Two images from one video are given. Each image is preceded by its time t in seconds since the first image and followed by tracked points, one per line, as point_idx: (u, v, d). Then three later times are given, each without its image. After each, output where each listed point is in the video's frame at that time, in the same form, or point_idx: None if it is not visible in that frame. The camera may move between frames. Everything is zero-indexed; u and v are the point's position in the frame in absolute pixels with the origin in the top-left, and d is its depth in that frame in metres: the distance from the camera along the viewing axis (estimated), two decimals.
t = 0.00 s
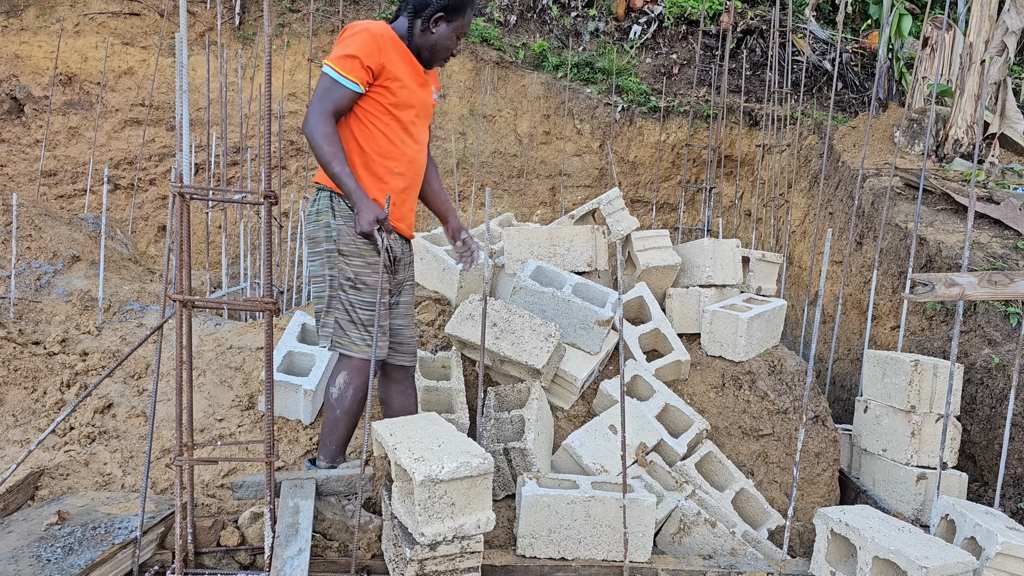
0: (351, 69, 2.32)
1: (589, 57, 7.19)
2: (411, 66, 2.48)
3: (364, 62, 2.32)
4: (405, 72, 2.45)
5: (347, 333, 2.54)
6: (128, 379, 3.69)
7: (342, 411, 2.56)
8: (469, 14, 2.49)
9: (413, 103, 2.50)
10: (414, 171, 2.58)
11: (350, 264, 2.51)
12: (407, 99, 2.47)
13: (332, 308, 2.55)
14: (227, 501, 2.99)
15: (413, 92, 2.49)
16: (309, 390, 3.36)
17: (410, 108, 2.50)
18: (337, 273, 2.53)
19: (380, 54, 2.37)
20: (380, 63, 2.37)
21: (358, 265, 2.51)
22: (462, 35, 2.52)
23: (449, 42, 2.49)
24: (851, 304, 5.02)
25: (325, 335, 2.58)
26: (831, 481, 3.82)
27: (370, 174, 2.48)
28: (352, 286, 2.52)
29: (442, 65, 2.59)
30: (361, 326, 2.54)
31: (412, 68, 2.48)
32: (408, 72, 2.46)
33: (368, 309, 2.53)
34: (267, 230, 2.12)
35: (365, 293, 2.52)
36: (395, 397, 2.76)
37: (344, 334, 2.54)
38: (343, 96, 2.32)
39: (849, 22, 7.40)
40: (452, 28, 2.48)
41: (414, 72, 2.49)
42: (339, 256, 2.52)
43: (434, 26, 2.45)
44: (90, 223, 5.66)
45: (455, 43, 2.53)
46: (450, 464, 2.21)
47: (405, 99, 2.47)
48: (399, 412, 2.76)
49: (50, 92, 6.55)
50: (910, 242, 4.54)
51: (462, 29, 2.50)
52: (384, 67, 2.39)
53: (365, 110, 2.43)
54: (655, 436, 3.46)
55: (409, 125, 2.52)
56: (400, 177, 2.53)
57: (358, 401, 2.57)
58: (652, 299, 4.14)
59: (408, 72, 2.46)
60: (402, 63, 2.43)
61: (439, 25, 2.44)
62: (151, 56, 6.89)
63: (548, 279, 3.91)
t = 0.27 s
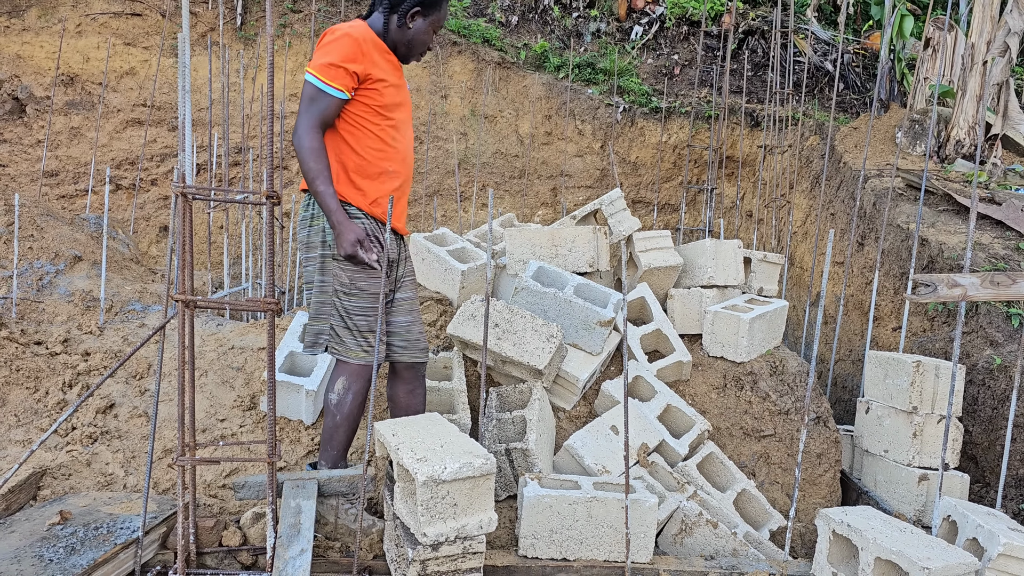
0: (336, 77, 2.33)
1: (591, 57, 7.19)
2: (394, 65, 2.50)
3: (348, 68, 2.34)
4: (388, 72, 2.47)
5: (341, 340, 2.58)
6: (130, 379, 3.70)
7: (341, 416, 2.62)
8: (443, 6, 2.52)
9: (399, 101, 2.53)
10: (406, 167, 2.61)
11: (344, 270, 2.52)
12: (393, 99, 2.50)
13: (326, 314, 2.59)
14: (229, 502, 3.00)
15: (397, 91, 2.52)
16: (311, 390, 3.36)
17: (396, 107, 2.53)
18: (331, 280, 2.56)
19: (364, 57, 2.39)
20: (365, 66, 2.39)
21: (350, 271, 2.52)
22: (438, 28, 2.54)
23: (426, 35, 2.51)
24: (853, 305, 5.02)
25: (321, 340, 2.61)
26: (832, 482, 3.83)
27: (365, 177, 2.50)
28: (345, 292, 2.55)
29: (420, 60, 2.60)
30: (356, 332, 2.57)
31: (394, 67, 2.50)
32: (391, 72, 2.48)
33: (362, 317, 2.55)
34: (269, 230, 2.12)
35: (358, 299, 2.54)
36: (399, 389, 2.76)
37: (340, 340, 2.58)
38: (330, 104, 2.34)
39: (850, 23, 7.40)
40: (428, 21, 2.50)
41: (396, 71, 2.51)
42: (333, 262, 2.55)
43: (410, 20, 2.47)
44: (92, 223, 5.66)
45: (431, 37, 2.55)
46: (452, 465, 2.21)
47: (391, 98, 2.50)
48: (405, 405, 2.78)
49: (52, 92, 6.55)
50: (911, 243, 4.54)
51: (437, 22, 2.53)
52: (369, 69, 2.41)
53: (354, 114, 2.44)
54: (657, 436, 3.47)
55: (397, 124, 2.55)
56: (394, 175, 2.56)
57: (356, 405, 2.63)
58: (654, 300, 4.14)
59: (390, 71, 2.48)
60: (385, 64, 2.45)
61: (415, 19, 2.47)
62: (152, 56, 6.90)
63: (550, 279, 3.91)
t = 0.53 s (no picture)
0: (359, 88, 2.33)
1: (591, 57, 7.19)
2: (399, 71, 2.52)
3: (370, 80, 2.34)
4: (395, 78, 2.49)
5: (337, 340, 2.60)
6: (130, 379, 3.70)
7: (337, 416, 2.63)
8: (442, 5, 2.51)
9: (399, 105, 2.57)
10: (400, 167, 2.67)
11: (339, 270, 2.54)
12: (397, 105, 2.54)
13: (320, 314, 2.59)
14: (229, 502, 3.00)
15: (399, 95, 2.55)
16: (312, 391, 3.35)
17: (398, 111, 2.56)
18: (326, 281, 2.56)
19: (380, 66, 2.39)
20: (381, 76, 2.40)
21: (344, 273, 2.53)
22: (436, 27, 2.53)
23: (421, 32, 2.50)
24: (853, 305, 5.02)
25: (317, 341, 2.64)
26: (833, 482, 3.83)
27: (370, 182, 2.55)
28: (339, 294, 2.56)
29: (417, 60, 2.58)
30: (350, 333, 2.59)
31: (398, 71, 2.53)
32: (397, 78, 2.51)
33: (356, 318, 2.57)
34: (270, 230, 2.12)
35: (351, 300, 2.55)
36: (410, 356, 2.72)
37: (335, 341, 2.60)
38: (352, 117, 2.34)
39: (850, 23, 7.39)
40: (423, 18, 2.49)
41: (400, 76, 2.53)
42: (328, 263, 2.55)
43: (405, 15, 2.47)
44: (92, 223, 5.66)
45: (428, 36, 2.53)
46: (453, 466, 2.22)
47: (395, 103, 2.53)
48: (422, 369, 2.73)
49: (52, 92, 6.55)
50: (912, 243, 4.54)
51: (435, 20, 2.51)
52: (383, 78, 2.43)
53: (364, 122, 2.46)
54: (658, 437, 3.47)
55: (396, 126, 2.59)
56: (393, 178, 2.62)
57: (351, 405, 2.64)
58: (654, 300, 4.14)
59: (396, 77, 2.51)
60: (393, 71, 2.47)
61: (410, 14, 2.47)
62: (152, 56, 6.90)
63: (551, 280, 3.91)
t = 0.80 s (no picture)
0: (394, 110, 2.35)
1: (589, 56, 7.23)
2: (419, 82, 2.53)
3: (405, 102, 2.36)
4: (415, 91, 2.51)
5: (331, 339, 2.62)
6: (129, 379, 3.69)
7: (333, 414, 2.65)
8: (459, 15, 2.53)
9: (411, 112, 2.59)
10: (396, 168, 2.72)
11: (334, 270, 2.57)
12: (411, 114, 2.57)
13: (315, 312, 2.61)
14: (228, 501, 3.00)
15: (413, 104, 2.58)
16: (311, 390, 3.35)
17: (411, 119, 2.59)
18: (322, 279, 2.59)
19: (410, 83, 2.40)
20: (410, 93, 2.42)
21: (342, 273, 2.57)
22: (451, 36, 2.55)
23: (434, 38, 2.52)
24: (852, 303, 5.02)
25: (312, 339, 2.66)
26: (832, 480, 3.83)
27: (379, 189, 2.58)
28: (335, 293, 2.59)
29: (428, 66, 2.60)
30: (345, 332, 2.61)
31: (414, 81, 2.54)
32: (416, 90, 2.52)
33: (350, 316, 2.60)
34: (268, 229, 2.12)
35: (346, 300, 2.58)
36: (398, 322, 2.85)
37: (330, 340, 2.62)
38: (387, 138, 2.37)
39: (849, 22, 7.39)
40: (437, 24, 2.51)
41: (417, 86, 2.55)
42: (325, 262, 2.57)
43: (419, 21, 2.49)
44: (90, 223, 5.65)
45: (441, 44, 2.54)
46: (452, 464, 2.21)
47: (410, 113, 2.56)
48: (406, 331, 2.90)
49: (50, 91, 6.54)
50: (910, 241, 4.54)
51: (452, 29, 2.53)
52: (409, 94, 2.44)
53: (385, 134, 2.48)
54: (657, 435, 3.46)
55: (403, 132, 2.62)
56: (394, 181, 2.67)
57: (346, 402, 2.66)
58: (653, 298, 4.14)
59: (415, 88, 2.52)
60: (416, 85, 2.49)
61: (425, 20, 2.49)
62: (150, 56, 6.89)
63: (550, 278, 3.91)
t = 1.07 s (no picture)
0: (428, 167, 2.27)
1: (587, 54, 7.20)
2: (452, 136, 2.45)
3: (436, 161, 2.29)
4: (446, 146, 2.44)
5: (325, 335, 2.62)
6: (127, 378, 3.69)
7: (326, 411, 2.63)
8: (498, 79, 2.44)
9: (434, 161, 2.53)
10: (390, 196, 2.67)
11: (322, 269, 2.59)
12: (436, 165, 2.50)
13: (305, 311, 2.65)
14: (227, 501, 3.00)
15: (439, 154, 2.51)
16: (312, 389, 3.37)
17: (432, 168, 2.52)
18: (309, 278, 2.61)
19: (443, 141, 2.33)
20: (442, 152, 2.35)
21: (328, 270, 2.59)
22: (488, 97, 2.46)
23: (472, 99, 2.43)
24: (851, 300, 5.02)
25: (306, 336, 2.67)
26: (831, 478, 3.83)
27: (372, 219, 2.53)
28: (324, 290, 2.60)
29: (462, 120, 2.52)
30: (338, 327, 2.62)
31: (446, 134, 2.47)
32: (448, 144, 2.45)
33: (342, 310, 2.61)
34: (267, 228, 2.12)
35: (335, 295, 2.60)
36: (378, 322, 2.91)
37: (323, 336, 2.63)
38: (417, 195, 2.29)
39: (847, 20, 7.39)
40: (477, 85, 2.42)
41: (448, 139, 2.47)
42: (312, 261, 2.59)
43: (461, 76, 2.40)
44: (88, 222, 5.65)
45: (477, 102, 2.45)
46: (450, 463, 2.21)
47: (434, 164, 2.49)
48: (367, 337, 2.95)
49: (47, 91, 6.54)
50: (909, 239, 4.54)
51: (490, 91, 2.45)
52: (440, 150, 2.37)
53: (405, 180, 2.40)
54: (656, 433, 3.46)
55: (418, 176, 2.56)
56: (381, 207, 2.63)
57: (340, 399, 2.64)
58: (652, 297, 4.14)
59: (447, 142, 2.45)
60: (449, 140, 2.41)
61: (466, 76, 2.40)
62: (148, 56, 6.89)
63: (549, 277, 3.91)
